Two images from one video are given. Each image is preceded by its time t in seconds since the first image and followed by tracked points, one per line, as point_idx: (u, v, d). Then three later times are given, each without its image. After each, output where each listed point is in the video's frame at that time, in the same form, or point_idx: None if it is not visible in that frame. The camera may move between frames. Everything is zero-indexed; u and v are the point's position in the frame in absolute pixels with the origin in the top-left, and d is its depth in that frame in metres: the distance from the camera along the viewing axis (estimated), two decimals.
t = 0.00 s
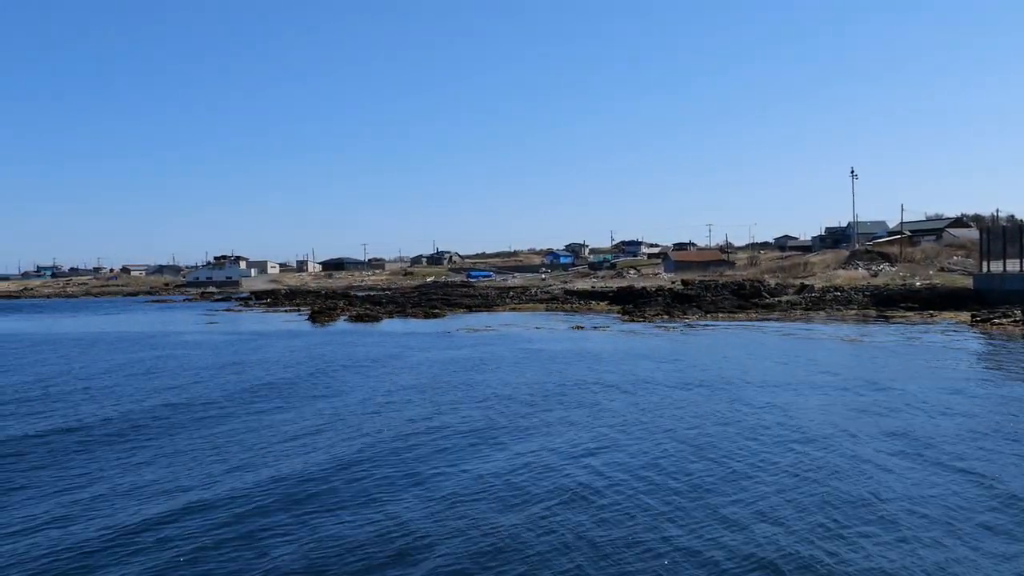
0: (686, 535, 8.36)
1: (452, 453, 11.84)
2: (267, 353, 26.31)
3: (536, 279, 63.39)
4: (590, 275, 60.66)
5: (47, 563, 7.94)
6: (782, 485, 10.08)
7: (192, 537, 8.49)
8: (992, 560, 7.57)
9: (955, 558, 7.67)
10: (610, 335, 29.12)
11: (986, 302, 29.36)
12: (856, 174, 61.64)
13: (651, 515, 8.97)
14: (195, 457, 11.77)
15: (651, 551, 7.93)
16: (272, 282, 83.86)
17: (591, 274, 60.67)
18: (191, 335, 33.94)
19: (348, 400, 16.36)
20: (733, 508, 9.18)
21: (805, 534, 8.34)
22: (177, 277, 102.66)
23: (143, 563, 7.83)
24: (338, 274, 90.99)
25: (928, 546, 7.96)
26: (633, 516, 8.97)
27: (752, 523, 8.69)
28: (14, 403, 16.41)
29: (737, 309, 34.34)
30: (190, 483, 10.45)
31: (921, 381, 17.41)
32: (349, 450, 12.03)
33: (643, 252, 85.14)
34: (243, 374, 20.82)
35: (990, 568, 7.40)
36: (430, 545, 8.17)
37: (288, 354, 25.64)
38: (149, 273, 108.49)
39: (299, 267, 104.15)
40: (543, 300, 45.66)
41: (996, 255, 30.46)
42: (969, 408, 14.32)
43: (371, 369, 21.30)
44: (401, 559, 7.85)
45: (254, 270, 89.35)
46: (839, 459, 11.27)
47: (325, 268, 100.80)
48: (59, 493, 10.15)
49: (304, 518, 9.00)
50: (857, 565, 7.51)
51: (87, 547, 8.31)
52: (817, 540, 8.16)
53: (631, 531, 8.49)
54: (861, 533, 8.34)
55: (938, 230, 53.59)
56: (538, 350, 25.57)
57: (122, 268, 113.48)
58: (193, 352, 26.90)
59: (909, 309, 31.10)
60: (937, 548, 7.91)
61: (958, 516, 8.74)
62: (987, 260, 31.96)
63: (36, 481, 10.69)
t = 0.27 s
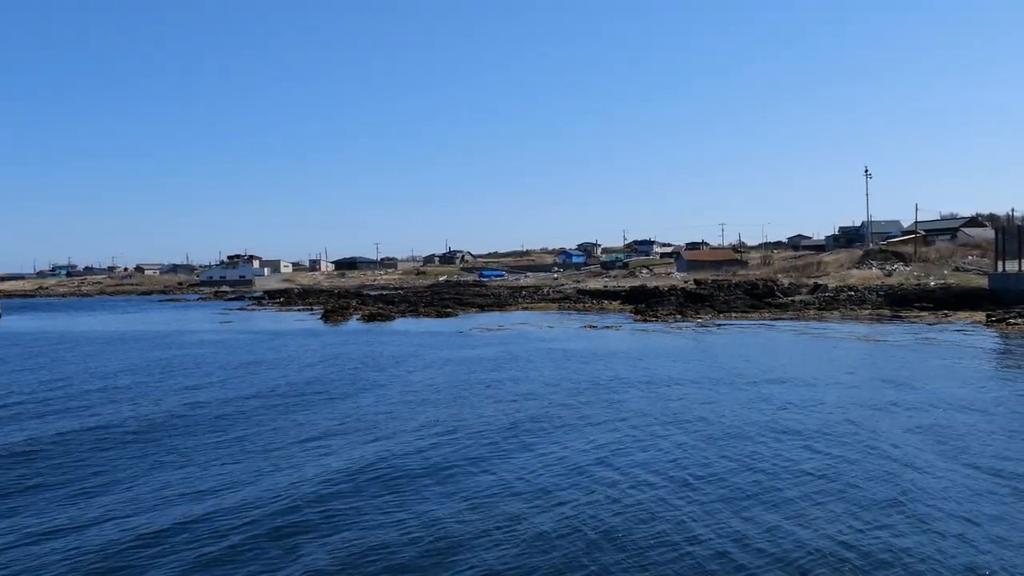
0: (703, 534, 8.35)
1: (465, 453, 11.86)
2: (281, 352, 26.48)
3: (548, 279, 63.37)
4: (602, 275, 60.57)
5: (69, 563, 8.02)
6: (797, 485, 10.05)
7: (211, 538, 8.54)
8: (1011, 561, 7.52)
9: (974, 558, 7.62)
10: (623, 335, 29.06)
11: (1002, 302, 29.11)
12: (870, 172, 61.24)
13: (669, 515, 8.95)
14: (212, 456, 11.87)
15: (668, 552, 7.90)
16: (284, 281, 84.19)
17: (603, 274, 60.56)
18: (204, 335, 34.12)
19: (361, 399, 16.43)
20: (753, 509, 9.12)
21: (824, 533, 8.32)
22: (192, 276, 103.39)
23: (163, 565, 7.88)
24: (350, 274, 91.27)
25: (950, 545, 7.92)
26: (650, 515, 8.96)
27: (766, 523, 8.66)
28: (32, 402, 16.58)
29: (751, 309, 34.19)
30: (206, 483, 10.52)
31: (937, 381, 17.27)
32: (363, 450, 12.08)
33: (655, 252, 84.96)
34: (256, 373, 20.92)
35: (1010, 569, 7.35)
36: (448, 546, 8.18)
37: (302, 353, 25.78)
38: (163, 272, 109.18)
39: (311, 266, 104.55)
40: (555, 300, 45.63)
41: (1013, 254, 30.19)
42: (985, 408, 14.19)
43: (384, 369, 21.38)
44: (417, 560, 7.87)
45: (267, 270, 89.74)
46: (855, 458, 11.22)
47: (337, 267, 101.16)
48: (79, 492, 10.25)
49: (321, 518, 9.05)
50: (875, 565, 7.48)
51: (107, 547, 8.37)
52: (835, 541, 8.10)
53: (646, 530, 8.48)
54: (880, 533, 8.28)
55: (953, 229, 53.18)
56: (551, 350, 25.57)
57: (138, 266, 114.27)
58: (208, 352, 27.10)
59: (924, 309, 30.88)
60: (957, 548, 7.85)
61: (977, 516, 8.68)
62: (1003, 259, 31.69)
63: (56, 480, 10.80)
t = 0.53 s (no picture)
0: (721, 535, 8.33)
1: (480, 453, 11.87)
2: (294, 351, 26.57)
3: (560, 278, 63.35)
4: (614, 274, 60.47)
5: (90, 562, 8.06)
6: (814, 486, 10.01)
7: (231, 538, 8.58)
8: None
9: (996, 559, 7.59)
10: (635, 334, 29.01)
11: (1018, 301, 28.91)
12: (883, 171, 60.89)
13: (686, 516, 8.94)
14: (229, 456, 11.91)
15: (686, 552, 7.89)
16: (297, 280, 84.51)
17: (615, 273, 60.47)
18: (217, 334, 34.30)
19: (375, 399, 16.46)
20: (770, 510, 9.09)
21: (843, 535, 8.29)
22: (205, 275, 103.92)
23: (183, 565, 7.91)
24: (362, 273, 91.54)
25: (970, 546, 7.88)
26: (667, 516, 8.95)
27: (784, 523, 8.64)
28: (50, 402, 16.70)
29: (764, 308, 34.07)
30: (224, 483, 10.56)
31: (952, 381, 17.17)
32: (378, 450, 12.12)
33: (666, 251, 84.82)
34: (270, 372, 21.03)
35: None
36: (467, 546, 8.19)
37: (315, 353, 25.86)
38: (176, 271, 109.83)
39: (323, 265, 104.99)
40: (567, 299, 45.60)
41: None
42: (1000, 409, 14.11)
43: (397, 368, 21.43)
44: (435, 560, 7.87)
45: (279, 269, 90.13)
46: (871, 459, 11.18)
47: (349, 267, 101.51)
48: (98, 492, 10.31)
49: (339, 517, 9.06)
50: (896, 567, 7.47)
51: (127, 547, 8.40)
52: (855, 542, 8.07)
53: (664, 531, 8.47)
54: (900, 534, 8.25)
55: (967, 228, 52.83)
56: (563, 349, 25.55)
57: (151, 265, 114.87)
58: (221, 351, 27.22)
59: (938, 308, 30.70)
60: (979, 549, 7.82)
61: (997, 517, 8.65)
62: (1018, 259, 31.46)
63: (76, 480, 10.88)
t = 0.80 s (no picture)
0: (734, 536, 8.32)
1: (493, 452, 11.90)
2: (307, 350, 26.70)
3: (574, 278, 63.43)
4: (628, 274, 60.42)
5: (108, 550, 8.13)
6: (828, 487, 9.99)
7: (246, 531, 8.63)
8: None
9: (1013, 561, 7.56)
10: (649, 334, 28.97)
11: None
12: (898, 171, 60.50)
13: (699, 517, 8.93)
14: (244, 452, 11.99)
15: (699, 554, 7.89)
16: (310, 280, 84.90)
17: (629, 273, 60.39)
18: (232, 332, 34.53)
19: (388, 398, 16.53)
20: (784, 512, 9.08)
21: (857, 538, 8.27)
22: (220, 274, 104.55)
23: (199, 557, 7.97)
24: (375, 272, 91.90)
25: (986, 550, 7.84)
26: (680, 517, 8.94)
27: (798, 526, 8.63)
28: (67, 399, 16.87)
29: (779, 308, 33.92)
30: (239, 477, 10.63)
31: (967, 382, 17.06)
32: (392, 449, 12.17)
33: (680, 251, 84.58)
34: (286, 371, 21.17)
35: None
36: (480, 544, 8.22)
37: (328, 351, 25.98)
38: (191, 270, 110.72)
39: (337, 265, 105.53)
40: (580, 299, 45.58)
41: None
42: (1016, 411, 14.00)
43: (410, 368, 21.50)
44: (449, 559, 7.90)
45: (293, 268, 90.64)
46: (885, 461, 11.14)
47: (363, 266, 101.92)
48: (115, 482, 10.39)
49: (353, 514, 9.11)
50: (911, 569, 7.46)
51: (144, 537, 8.48)
52: (869, 545, 8.06)
53: (677, 533, 8.48)
54: (915, 538, 8.22)
55: (983, 228, 52.40)
56: (576, 349, 25.57)
57: (166, 264, 115.68)
58: (236, 350, 27.39)
59: (954, 308, 30.44)
60: (998, 551, 7.80)
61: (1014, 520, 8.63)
62: None
63: (95, 473, 11.01)
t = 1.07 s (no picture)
0: (751, 539, 8.30)
1: (508, 453, 11.92)
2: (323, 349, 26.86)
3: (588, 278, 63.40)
4: (642, 273, 60.31)
5: (128, 550, 8.20)
6: (845, 489, 9.95)
7: (264, 531, 8.68)
8: None
9: None
10: (663, 334, 28.92)
11: None
12: (914, 170, 60.07)
13: (716, 519, 8.91)
14: (260, 452, 12.07)
15: (716, 556, 7.87)
16: (325, 279, 85.36)
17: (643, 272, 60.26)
18: (248, 332, 34.77)
19: (403, 398, 16.60)
20: (801, 514, 9.04)
21: (876, 540, 8.22)
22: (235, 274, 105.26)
23: (218, 555, 8.03)
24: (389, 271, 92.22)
25: (1006, 554, 7.78)
26: (696, 520, 8.92)
27: (816, 528, 8.60)
28: (86, 398, 17.04)
29: (794, 308, 33.77)
30: (256, 477, 10.70)
31: (984, 382, 16.95)
32: (407, 449, 12.21)
33: (693, 250, 84.34)
34: (302, 370, 21.33)
35: None
36: (497, 545, 8.24)
37: (343, 350, 26.11)
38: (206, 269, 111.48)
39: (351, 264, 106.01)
40: (593, 299, 45.54)
41: None
42: None
43: (424, 367, 21.58)
44: (466, 559, 7.92)
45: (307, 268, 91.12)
46: (902, 462, 11.10)
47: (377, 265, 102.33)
48: (134, 482, 10.47)
49: (370, 514, 9.15)
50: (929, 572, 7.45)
51: (163, 537, 8.54)
52: (889, 548, 8.01)
53: (694, 535, 8.47)
54: (934, 541, 8.17)
55: (1001, 227, 51.96)
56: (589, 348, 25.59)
57: (182, 263, 116.57)
58: (251, 349, 27.57)
59: (971, 308, 30.22)
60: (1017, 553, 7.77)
61: None
62: None
63: (115, 471, 11.14)
